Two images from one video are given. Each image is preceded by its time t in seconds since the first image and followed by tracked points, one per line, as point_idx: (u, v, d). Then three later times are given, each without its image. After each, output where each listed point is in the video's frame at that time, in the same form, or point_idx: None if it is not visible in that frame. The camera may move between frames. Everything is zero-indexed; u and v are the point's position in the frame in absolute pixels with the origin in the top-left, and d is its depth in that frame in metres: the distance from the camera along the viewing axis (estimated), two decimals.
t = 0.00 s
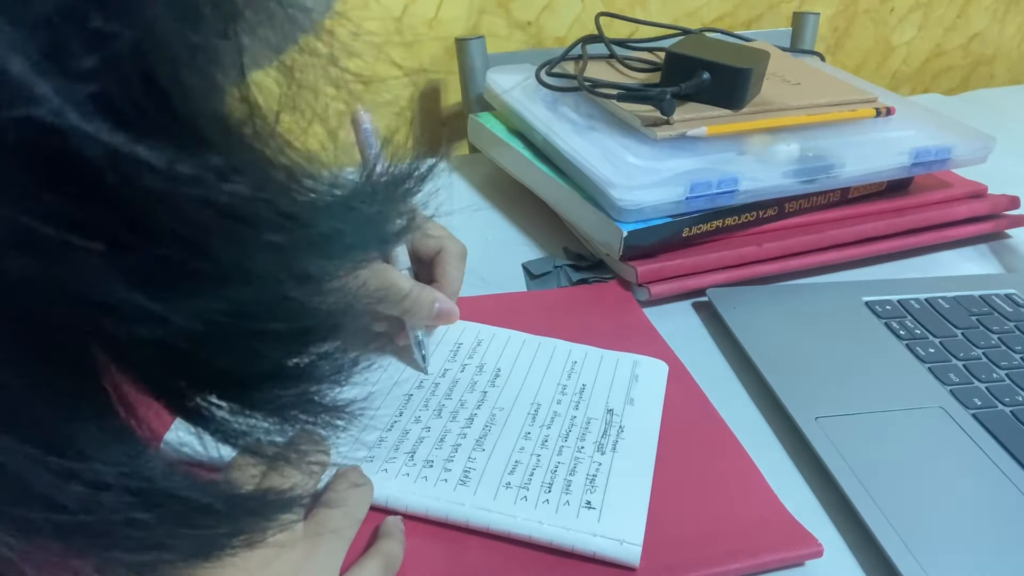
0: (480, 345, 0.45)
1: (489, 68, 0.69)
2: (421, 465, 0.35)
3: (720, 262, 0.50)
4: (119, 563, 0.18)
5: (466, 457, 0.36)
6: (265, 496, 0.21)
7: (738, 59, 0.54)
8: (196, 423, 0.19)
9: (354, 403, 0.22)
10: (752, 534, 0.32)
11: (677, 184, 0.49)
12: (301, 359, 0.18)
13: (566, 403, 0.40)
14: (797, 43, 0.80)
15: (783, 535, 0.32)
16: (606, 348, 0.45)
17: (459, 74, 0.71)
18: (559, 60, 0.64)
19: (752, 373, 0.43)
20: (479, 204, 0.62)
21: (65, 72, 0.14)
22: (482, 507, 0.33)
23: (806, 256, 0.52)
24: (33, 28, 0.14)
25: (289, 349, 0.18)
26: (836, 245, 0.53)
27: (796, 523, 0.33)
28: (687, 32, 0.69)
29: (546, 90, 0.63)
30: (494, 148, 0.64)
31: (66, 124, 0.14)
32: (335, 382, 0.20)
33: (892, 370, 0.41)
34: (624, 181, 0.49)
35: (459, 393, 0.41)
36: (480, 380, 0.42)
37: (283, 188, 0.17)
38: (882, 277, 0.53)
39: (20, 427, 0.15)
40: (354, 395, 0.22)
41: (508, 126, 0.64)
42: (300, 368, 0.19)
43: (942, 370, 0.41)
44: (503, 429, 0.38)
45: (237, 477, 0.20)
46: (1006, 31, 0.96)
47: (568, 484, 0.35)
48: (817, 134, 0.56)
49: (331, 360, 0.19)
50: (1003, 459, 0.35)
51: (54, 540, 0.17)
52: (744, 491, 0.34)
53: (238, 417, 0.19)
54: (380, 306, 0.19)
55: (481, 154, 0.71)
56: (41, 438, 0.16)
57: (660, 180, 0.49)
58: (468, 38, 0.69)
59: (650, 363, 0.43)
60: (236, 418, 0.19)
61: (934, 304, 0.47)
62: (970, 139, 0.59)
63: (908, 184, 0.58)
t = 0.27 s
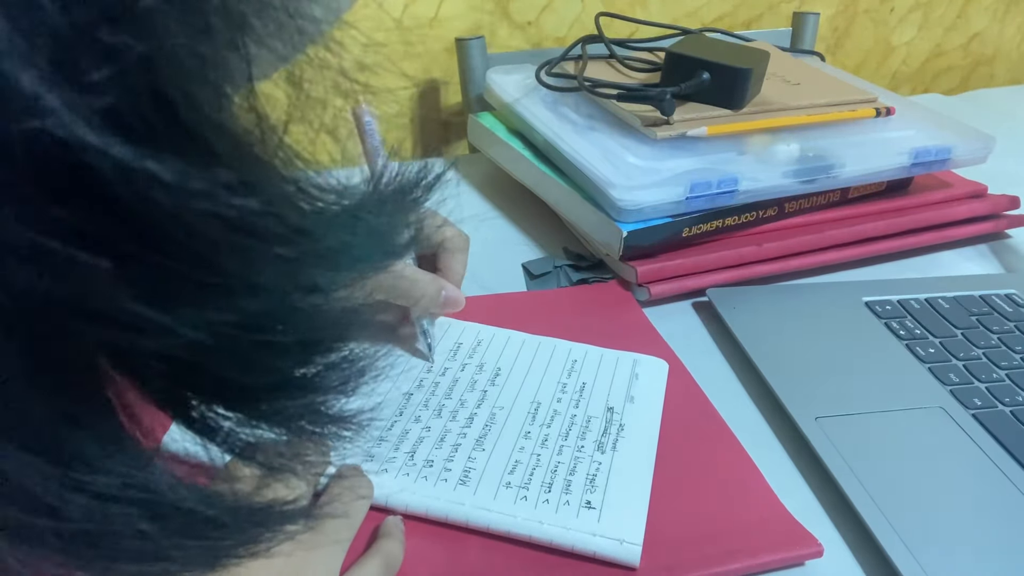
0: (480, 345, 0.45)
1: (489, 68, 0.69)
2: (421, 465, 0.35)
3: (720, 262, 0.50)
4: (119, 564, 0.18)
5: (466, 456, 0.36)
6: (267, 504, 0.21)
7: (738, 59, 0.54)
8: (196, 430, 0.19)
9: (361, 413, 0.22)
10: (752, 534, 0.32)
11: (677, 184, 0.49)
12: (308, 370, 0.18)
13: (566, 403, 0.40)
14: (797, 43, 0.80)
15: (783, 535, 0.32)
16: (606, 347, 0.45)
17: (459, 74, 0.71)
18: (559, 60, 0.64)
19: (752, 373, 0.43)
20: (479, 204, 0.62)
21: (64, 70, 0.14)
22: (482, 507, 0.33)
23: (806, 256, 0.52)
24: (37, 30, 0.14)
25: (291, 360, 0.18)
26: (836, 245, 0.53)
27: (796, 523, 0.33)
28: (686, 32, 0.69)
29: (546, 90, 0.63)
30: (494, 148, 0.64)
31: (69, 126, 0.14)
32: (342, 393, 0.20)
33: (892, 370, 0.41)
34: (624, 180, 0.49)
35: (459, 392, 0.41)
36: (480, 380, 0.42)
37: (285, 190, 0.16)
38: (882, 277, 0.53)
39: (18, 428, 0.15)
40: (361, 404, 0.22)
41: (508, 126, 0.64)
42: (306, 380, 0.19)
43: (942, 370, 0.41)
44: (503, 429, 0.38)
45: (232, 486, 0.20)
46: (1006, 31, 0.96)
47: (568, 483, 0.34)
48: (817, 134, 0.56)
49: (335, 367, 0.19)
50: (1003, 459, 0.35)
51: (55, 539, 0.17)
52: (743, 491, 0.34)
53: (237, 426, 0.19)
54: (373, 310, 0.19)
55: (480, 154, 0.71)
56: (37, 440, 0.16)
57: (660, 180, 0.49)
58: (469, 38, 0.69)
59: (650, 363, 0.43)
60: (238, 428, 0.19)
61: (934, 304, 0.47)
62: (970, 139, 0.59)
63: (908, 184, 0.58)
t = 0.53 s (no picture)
0: (479, 347, 0.45)
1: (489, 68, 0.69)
2: (419, 469, 0.35)
3: (720, 262, 0.50)
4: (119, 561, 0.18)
5: (464, 461, 0.36)
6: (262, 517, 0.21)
7: (738, 59, 0.54)
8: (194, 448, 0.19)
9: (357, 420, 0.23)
10: (753, 534, 0.32)
11: (677, 184, 0.49)
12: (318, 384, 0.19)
13: (565, 406, 0.40)
14: (797, 43, 0.80)
15: (783, 535, 0.32)
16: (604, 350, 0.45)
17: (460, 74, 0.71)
18: (559, 60, 0.64)
19: (752, 373, 0.43)
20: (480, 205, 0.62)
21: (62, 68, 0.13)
22: (481, 512, 0.33)
23: (806, 256, 0.52)
24: (36, 28, 0.13)
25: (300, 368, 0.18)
26: (836, 244, 0.53)
27: (797, 523, 0.33)
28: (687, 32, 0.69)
29: (546, 90, 0.63)
30: (494, 148, 0.64)
31: (81, 117, 0.14)
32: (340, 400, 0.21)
33: (892, 370, 0.41)
34: (624, 180, 0.49)
35: (457, 395, 0.41)
36: (479, 382, 0.42)
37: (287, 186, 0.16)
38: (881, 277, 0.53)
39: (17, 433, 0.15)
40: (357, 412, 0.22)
41: (508, 126, 0.64)
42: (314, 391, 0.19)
43: (942, 370, 0.41)
44: (502, 433, 0.38)
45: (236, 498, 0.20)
46: (1006, 31, 0.96)
47: (568, 487, 0.34)
48: (817, 134, 0.56)
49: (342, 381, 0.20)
50: (1003, 460, 0.35)
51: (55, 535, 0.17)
52: (744, 492, 0.34)
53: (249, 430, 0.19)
54: (421, 334, 0.20)
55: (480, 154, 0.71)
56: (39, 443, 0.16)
57: (660, 180, 0.49)
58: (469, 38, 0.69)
59: (650, 364, 0.43)
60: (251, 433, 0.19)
61: (934, 303, 0.47)
62: (970, 139, 0.59)
63: (908, 184, 0.58)
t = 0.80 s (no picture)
0: (475, 361, 0.44)
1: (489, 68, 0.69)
2: (408, 489, 0.34)
3: (720, 262, 0.50)
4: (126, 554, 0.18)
5: (456, 479, 0.35)
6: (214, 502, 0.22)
7: (738, 59, 0.54)
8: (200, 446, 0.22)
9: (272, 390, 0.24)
10: (753, 534, 0.32)
11: (677, 184, 0.49)
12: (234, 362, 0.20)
13: (562, 422, 0.39)
14: (797, 42, 0.80)
15: (784, 535, 0.32)
16: (605, 355, 0.45)
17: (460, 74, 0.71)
18: (559, 60, 0.64)
19: (752, 373, 0.43)
20: (480, 205, 0.62)
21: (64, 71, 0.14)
22: (471, 534, 0.32)
23: (806, 256, 0.52)
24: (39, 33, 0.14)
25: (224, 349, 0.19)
26: (836, 245, 0.53)
27: (796, 523, 0.33)
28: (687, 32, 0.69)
29: (545, 90, 0.63)
30: (494, 148, 0.64)
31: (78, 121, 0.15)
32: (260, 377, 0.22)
33: (893, 370, 0.41)
34: (624, 181, 0.49)
35: (451, 411, 0.40)
36: (473, 399, 0.41)
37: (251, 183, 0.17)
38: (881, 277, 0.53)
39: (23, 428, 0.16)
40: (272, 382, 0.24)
41: (508, 126, 0.64)
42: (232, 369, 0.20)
43: (942, 370, 0.41)
44: (495, 451, 0.37)
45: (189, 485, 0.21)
46: (1006, 31, 0.96)
47: (562, 508, 0.34)
48: (817, 134, 0.56)
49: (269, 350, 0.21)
50: (1004, 461, 0.35)
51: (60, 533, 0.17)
52: (744, 491, 0.35)
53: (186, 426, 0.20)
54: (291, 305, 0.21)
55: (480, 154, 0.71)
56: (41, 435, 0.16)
57: (660, 180, 0.49)
58: (468, 38, 0.69)
59: (651, 377, 0.42)
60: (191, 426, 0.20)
61: (933, 303, 0.47)
62: (971, 139, 0.59)
63: (908, 184, 0.58)
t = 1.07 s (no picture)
0: (475, 361, 0.44)
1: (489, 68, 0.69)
2: (408, 489, 0.34)
3: (720, 262, 0.50)
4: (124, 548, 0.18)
5: (456, 479, 0.35)
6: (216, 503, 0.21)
7: (738, 59, 0.54)
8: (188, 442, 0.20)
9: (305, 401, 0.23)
10: (753, 535, 0.32)
11: (677, 184, 0.49)
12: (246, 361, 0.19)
13: (562, 422, 0.39)
14: (797, 43, 0.80)
15: (784, 535, 0.32)
16: (605, 356, 0.45)
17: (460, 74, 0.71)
18: (559, 60, 0.64)
19: (752, 373, 0.43)
20: (479, 205, 0.62)
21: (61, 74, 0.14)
22: (471, 534, 0.32)
23: (806, 256, 0.52)
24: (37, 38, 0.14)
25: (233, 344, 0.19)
26: (836, 246, 0.53)
27: (797, 523, 0.33)
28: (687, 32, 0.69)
29: (545, 90, 0.63)
30: (494, 148, 0.64)
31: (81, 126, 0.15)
32: (282, 375, 0.21)
33: (893, 370, 0.41)
34: (624, 181, 0.49)
35: (451, 411, 0.40)
36: (473, 399, 0.41)
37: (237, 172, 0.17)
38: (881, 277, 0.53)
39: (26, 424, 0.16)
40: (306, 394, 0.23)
41: (508, 126, 0.64)
42: (243, 366, 0.19)
43: (942, 370, 0.41)
44: (495, 451, 0.37)
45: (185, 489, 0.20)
46: (1006, 31, 0.96)
47: (562, 508, 0.34)
48: (817, 134, 0.56)
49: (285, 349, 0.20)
50: (1005, 461, 0.35)
51: (51, 530, 0.17)
52: (744, 491, 0.34)
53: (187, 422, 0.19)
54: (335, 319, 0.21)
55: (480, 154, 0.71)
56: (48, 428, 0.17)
57: (660, 180, 0.49)
58: (468, 38, 0.69)
59: (650, 377, 0.42)
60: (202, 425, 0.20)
61: (933, 303, 0.47)
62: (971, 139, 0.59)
63: (908, 184, 0.58)
